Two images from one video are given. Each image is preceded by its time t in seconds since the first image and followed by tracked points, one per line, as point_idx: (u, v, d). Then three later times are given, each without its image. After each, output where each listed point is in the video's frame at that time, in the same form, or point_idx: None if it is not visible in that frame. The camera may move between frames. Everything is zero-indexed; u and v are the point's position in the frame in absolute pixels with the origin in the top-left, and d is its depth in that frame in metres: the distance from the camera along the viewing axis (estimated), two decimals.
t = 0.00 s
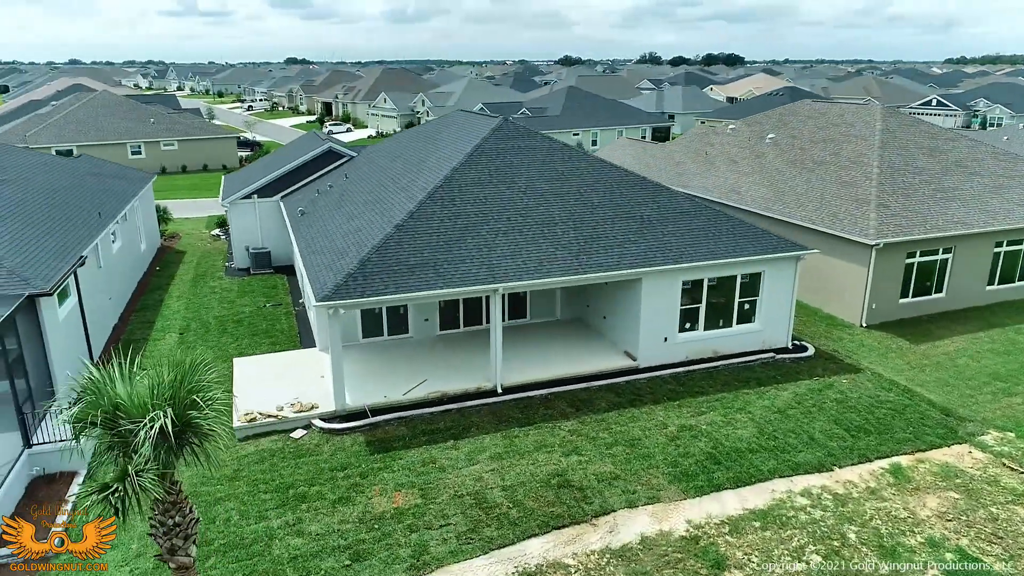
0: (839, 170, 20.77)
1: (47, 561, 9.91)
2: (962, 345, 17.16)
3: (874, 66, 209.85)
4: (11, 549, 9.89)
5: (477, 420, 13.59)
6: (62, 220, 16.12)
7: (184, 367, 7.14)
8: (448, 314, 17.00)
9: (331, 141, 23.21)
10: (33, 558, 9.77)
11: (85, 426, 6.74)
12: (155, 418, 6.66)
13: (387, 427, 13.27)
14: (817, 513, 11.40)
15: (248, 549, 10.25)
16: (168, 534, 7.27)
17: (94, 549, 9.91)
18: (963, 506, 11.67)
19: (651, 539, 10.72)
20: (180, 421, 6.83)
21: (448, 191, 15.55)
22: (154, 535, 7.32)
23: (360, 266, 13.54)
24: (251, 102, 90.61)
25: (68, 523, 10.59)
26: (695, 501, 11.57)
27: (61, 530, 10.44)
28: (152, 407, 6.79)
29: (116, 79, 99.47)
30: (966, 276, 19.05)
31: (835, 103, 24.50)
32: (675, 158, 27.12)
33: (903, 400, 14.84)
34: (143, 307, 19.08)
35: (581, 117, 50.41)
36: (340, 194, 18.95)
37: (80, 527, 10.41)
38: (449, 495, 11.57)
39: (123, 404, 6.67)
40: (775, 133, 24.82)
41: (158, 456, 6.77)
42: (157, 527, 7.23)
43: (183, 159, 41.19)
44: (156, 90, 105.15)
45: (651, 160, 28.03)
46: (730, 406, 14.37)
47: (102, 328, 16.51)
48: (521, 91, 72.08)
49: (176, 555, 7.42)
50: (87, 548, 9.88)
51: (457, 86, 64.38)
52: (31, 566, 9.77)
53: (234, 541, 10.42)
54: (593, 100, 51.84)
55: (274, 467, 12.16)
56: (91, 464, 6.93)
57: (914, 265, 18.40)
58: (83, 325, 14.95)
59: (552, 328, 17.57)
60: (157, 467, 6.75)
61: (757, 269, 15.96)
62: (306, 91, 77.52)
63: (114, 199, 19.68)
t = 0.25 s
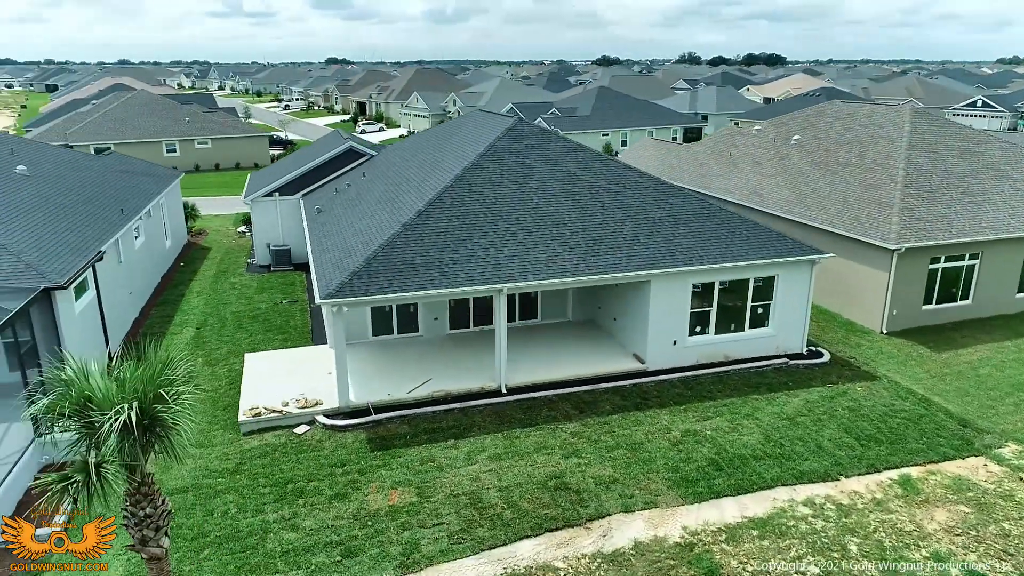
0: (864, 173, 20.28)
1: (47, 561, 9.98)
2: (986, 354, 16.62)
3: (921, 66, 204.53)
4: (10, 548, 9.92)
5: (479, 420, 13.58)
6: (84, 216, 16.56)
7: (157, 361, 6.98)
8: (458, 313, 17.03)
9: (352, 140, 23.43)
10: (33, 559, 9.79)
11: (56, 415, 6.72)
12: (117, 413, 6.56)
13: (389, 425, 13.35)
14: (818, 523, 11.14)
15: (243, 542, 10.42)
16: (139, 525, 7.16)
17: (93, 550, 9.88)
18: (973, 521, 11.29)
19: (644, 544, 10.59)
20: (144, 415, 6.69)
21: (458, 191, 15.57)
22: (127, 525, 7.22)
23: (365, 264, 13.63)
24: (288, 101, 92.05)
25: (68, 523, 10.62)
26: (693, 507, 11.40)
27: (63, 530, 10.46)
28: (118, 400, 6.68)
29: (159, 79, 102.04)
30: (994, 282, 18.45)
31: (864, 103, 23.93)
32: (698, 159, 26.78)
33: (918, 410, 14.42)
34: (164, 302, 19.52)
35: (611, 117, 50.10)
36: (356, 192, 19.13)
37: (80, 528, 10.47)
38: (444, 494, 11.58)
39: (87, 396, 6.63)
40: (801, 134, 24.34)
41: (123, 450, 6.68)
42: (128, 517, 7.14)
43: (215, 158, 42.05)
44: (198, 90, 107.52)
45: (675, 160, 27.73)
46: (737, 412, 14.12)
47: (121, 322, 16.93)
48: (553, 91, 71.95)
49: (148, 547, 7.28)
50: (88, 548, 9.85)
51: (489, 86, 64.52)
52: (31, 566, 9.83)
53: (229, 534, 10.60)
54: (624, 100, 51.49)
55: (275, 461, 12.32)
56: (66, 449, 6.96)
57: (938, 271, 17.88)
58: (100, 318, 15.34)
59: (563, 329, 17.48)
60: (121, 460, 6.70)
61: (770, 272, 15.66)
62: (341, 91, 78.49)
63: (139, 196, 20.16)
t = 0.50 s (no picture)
0: (881, 175, 19.87)
1: (47, 561, 9.87)
2: (1002, 362, 16.17)
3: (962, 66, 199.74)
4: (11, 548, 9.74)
5: (476, 420, 13.59)
6: (99, 212, 16.92)
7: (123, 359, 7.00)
8: (462, 313, 17.06)
9: (366, 140, 23.62)
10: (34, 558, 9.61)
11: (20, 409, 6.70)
12: (81, 403, 6.54)
13: (386, 423, 13.43)
14: (812, 532, 10.94)
15: (232, 535, 10.57)
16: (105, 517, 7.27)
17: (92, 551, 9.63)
18: (974, 533, 10.98)
19: (631, 549, 10.50)
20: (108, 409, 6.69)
21: (462, 191, 15.60)
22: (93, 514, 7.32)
23: (365, 263, 13.72)
24: (318, 100, 93.10)
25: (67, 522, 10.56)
26: (684, 512, 11.27)
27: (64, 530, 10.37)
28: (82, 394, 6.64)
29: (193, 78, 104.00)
30: (1014, 289, 17.94)
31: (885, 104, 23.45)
32: (715, 160, 26.49)
33: (926, 418, 14.09)
34: (178, 298, 19.87)
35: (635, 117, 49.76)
36: (365, 191, 19.28)
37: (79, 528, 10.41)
38: (435, 493, 11.61)
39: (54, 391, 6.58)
40: (820, 136, 23.93)
41: (85, 444, 6.67)
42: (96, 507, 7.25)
43: (240, 156, 42.73)
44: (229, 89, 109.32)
45: (692, 162, 27.47)
46: (738, 417, 13.93)
47: (133, 316, 17.29)
48: (579, 91, 71.73)
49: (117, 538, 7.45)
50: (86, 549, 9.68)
51: (514, 86, 64.54)
52: (32, 566, 9.72)
53: (221, 527, 10.76)
54: (648, 100, 51.12)
55: (271, 457, 12.47)
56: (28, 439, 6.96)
57: (954, 276, 17.45)
58: (111, 312, 15.66)
59: (568, 330, 17.41)
60: (83, 454, 6.69)
61: (777, 276, 15.42)
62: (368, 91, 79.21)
63: (155, 193, 20.55)
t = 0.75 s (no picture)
0: (894, 177, 19.50)
1: (47, 561, 10.04)
2: (1013, 369, 15.77)
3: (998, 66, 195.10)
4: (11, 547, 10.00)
5: (470, 419, 13.60)
6: (109, 210, 17.25)
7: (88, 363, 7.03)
8: (463, 312, 17.09)
9: (377, 139, 23.77)
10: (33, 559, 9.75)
11: None
12: (43, 394, 6.66)
13: (381, 420, 13.50)
14: (801, 538, 10.77)
15: (220, 528, 10.72)
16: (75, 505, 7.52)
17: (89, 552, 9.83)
18: (970, 544, 10.72)
19: (615, 551, 10.43)
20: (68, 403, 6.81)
21: (462, 190, 15.63)
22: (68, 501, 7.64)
23: (362, 261, 13.80)
24: (343, 100, 93.83)
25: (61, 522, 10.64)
26: (672, 516, 11.17)
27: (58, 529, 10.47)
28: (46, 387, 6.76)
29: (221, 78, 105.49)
30: None
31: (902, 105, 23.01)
32: (729, 161, 26.21)
33: (929, 425, 13.79)
34: (188, 294, 20.18)
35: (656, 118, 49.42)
36: (372, 190, 19.40)
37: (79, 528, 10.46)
38: (423, 491, 11.65)
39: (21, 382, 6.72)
40: (834, 137, 23.55)
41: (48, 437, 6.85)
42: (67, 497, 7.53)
43: (261, 155, 43.22)
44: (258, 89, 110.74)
45: (706, 163, 27.20)
46: (735, 421, 13.75)
47: (142, 311, 17.59)
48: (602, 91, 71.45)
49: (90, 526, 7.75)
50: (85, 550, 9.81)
51: (536, 86, 64.49)
52: (31, 567, 9.89)
53: (210, 520, 10.91)
54: (669, 100, 50.74)
55: (264, 452, 12.62)
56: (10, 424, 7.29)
57: (966, 281, 17.06)
58: (118, 308, 15.97)
59: (570, 331, 17.34)
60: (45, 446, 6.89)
61: (779, 278, 15.21)
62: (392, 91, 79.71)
63: (168, 191, 20.90)
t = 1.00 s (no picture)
0: (900, 178, 19.20)
1: (47, 561, 9.89)
2: (1016, 375, 15.45)
3: None
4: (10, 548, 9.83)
5: (459, 417, 13.62)
6: (113, 207, 17.51)
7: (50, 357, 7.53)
8: (460, 311, 17.12)
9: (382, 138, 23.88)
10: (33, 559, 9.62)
11: None
12: (4, 386, 7.11)
13: (371, 418, 13.57)
14: (783, 542, 10.65)
15: (204, 522, 10.84)
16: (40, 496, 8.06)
17: (92, 550, 9.88)
18: (957, 552, 10.53)
19: (594, 552, 10.40)
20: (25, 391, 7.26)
21: (458, 189, 15.65)
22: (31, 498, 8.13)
23: (354, 259, 13.88)
24: (362, 100, 94.42)
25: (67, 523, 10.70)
26: (654, 517, 11.10)
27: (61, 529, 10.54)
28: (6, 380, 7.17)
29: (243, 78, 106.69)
30: None
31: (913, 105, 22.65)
32: (737, 161, 25.98)
33: (926, 430, 13.56)
34: (193, 291, 20.43)
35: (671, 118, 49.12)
36: (373, 189, 19.50)
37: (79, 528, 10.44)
38: (407, 489, 11.69)
39: None
40: (843, 137, 23.24)
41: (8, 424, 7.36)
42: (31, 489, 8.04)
43: (275, 154, 43.61)
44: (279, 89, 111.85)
45: (714, 163, 26.99)
46: (726, 423, 13.62)
47: (144, 307, 17.84)
48: (619, 91, 71.17)
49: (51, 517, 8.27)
50: (88, 546, 9.87)
51: (553, 86, 64.40)
52: (32, 566, 9.75)
53: (194, 513, 11.04)
54: (685, 101, 50.41)
55: (253, 447, 12.74)
56: None
57: (970, 284, 16.77)
58: (119, 304, 16.21)
59: (567, 330, 17.29)
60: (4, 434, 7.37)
61: (775, 280, 15.04)
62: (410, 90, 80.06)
63: (175, 189, 21.17)
